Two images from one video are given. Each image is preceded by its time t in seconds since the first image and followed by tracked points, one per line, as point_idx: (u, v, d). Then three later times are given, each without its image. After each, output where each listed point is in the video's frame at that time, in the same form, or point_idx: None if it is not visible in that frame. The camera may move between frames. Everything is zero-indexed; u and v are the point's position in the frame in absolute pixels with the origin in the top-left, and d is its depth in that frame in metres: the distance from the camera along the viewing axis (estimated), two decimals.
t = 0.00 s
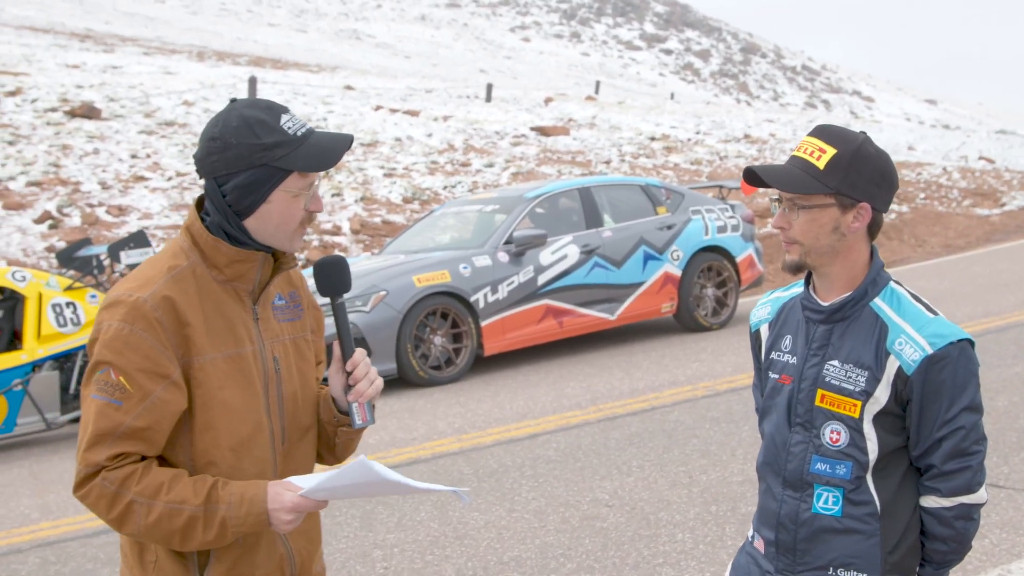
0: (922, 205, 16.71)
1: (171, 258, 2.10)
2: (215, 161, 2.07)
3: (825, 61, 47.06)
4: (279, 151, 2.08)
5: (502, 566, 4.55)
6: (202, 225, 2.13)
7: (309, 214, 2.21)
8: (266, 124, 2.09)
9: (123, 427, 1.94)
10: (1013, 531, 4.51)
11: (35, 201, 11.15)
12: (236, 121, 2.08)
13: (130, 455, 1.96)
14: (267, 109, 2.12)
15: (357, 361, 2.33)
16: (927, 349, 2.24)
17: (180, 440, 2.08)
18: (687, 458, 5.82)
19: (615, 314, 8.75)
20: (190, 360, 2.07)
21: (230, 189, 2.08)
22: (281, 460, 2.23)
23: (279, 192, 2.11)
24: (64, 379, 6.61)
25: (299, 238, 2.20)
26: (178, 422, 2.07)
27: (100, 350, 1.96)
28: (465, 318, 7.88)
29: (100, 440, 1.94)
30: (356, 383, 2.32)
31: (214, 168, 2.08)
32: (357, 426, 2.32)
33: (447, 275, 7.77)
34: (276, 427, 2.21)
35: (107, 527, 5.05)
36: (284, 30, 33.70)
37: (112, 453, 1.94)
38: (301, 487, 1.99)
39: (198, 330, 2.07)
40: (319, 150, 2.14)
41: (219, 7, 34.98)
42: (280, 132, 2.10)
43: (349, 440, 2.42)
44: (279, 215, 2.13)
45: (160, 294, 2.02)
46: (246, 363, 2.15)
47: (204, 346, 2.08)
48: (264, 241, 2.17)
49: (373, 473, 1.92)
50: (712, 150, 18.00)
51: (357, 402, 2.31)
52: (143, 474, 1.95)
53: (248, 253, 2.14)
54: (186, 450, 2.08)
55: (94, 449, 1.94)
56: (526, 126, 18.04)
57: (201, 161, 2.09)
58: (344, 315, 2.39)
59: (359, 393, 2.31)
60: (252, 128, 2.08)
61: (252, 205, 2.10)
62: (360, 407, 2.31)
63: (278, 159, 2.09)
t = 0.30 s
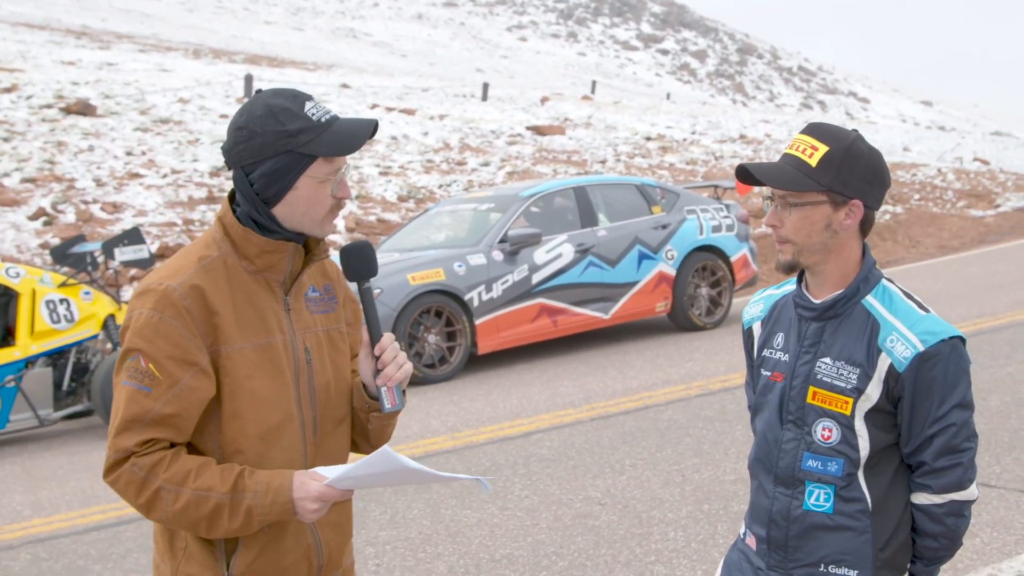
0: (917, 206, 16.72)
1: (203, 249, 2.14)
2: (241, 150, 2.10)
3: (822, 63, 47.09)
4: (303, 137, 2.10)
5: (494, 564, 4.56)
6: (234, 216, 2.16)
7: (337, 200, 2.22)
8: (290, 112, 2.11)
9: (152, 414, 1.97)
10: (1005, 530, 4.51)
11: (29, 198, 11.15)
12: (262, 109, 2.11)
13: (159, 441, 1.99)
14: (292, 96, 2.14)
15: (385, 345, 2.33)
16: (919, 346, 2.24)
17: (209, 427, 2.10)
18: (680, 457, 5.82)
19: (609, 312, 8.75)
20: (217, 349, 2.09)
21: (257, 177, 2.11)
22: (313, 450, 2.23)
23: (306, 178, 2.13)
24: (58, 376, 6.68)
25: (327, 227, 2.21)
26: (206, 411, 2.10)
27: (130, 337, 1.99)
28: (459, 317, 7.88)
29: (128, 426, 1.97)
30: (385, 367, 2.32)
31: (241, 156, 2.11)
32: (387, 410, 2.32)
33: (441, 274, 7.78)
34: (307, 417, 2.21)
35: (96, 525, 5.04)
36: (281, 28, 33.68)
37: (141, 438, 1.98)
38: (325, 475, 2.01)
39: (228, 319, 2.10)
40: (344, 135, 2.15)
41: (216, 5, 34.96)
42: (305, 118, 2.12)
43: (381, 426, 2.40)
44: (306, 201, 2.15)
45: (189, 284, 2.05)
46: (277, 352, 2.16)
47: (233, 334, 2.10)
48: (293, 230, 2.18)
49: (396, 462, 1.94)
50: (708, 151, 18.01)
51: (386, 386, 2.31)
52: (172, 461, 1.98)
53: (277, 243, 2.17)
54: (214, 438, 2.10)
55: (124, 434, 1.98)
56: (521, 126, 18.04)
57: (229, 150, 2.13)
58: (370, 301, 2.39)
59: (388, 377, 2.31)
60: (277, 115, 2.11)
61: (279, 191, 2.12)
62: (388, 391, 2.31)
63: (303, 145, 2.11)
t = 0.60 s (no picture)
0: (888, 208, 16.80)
1: (203, 239, 2.17)
2: (244, 146, 2.11)
3: (795, 65, 47.29)
4: (306, 132, 2.11)
5: (464, 562, 4.56)
6: (235, 210, 2.18)
7: (340, 191, 2.24)
8: (294, 107, 2.11)
9: (142, 397, 2.00)
10: (972, 530, 4.53)
11: None
12: (264, 105, 2.11)
13: (151, 425, 2.01)
14: (295, 92, 2.14)
15: (475, 363, 2.33)
16: (887, 344, 2.26)
17: (203, 416, 2.11)
18: (651, 456, 5.83)
19: (580, 312, 8.76)
20: (208, 336, 2.10)
21: (261, 172, 2.13)
22: (311, 443, 2.19)
23: (309, 172, 2.15)
24: (26, 373, 6.66)
25: (325, 219, 2.20)
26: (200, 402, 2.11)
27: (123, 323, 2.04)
28: (431, 315, 7.85)
29: (120, 409, 2.01)
30: (467, 387, 2.34)
31: (244, 152, 2.12)
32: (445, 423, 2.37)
33: (413, 272, 7.76)
34: (305, 409, 2.17)
35: (64, 522, 5.01)
36: (255, 25, 33.59)
37: (133, 421, 2.01)
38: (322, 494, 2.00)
39: (220, 308, 2.11)
40: (346, 129, 2.16)
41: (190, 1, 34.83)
42: (307, 114, 2.13)
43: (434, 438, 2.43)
44: (310, 195, 2.17)
45: (182, 272, 2.08)
46: (274, 343, 2.16)
47: (229, 322, 2.12)
48: (294, 222, 2.19)
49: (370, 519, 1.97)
50: (681, 152, 18.05)
51: (456, 404, 2.36)
52: (165, 449, 2.01)
53: (275, 234, 2.17)
54: (208, 426, 2.11)
55: (117, 418, 2.01)
56: (495, 125, 18.05)
57: (233, 148, 2.13)
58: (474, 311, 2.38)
59: (463, 397, 2.35)
60: (280, 110, 2.11)
61: (283, 186, 2.14)
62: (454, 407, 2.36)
63: (306, 142, 2.12)
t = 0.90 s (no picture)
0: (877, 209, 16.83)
1: (216, 241, 2.26)
2: (259, 150, 2.20)
3: (784, 67, 47.37)
4: (318, 137, 2.19)
5: (452, 564, 4.55)
6: (250, 214, 2.27)
7: (356, 194, 2.32)
8: (306, 112, 2.20)
9: (141, 392, 2.08)
10: (960, 530, 4.54)
11: None
12: (278, 110, 2.20)
13: (148, 422, 2.09)
14: (311, 99, 2.23)
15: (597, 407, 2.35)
16: (868, 343, 2.27)
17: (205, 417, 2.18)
18: (639, 458, 5.84)
19: (570, 314, 8.77)
20: (209, 336, 2.17)
21: (276, 176, 2.21)
22: (314, 447, 2.24)
23: (322, 176, 2.23)
24: (14, 376, 6.67)
25: (340, 221, 2.27)
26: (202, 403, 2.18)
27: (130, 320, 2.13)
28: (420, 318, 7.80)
29: (121, 404, 2.09)
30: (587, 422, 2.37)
31: (259, 157, 2.20)
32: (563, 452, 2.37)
33: (403, 274, 7.72)
34: (308, 412, 2.23)
35: (52, 525, 5.00)
36: (245, 28, 33.57)
37: (131, 417, 2.09)
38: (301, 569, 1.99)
39: (224, 309, 2.19)
40: (358, 133, 2.23)
41: (179, 4, 34.81)
42: (321, 119, 2.21)
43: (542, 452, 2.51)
44: (322, 199, 2.24)
45: (188, 272, 2.17)
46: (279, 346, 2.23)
47: (233, 324, 2.19)
48: (308, 227, 2.26)
49: None
50: (670, 154, 18.08)
51: (578, 432, 2.37)
52: (157, 459, 2.08)
53: (284, 237, 2.23)
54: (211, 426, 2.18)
55: (117, 413, 2.10)
56: (485, 127, 18.05)
57: (248, 152, 2.23)
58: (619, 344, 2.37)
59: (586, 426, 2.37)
60: (293, 116, 2.20)
61: (296, 190, 2.22)
62: (574, 434, 2.36)
63: (318, 145, 2.20)
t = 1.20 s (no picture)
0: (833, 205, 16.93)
1: (187, 244, 2.27)
2: (233, 159, 2.21)
3: (740, 65, 47.57)
4: (291, 145, 2.22)
5: (412, 566, 4.55)
6: (223, 219, 2.28)
7: (330, 202, 2.35)
8: (280, 120, 2.23)
9: (107, 396, 2.10)
10: (917, 521, 4.58)
11: None
12: (251, 118, 2.22)
13: (111, 426, 2.10)
14: (284, 107, 2.26)
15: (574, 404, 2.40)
16: (807, 338, 2.31)
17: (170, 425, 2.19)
18: (598, 456, 5.85)
19: (529, 314, 8.78)
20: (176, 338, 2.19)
21: (249, 186, 2.23)
22: (280, 453, 2.24)
23: (295, 184, 2.26)
24: None
25: (316, 228, 2.30)
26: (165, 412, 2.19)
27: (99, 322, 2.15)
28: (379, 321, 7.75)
29: (87, 408, 2.10)
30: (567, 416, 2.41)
31: (232, 165, 2.22)
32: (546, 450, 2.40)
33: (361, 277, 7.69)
34: (275, 418, 2.24)
35: (8, 536, 4.96)
36: (200, 32, 33.41)
37: (91, 423, 2.10)
38: None
39: (191, 313, 2.20)
40: (331, 142, 2.26)
41: (133, 8, 34.60)
42: (293, 127, 2.24)
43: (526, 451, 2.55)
44: (296, 207, 2.27)
45: (158, 275, 2.19)
46: (245, 350, 2.24)
47: (200, 328, 2.20)
48: (282, 233, 2.28)
49: None
50: (627, 153, 18.13)
51: (558, 430, 2.41)
52: (110, 485, 2.08)
53: (255, 241, 2.25)
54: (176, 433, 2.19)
55: (80, 418, 2.11)
56: (442, 129, 18.04)
57: (221, 160, 2.24)
58: (592, 342, 2.40)
59: (565, 423, 2.41)
60: (267, 124, 2.22)
61: (270, 199, 2.24)
62: (555, 432, 2.40)
63: (292, 154, 2.23)
